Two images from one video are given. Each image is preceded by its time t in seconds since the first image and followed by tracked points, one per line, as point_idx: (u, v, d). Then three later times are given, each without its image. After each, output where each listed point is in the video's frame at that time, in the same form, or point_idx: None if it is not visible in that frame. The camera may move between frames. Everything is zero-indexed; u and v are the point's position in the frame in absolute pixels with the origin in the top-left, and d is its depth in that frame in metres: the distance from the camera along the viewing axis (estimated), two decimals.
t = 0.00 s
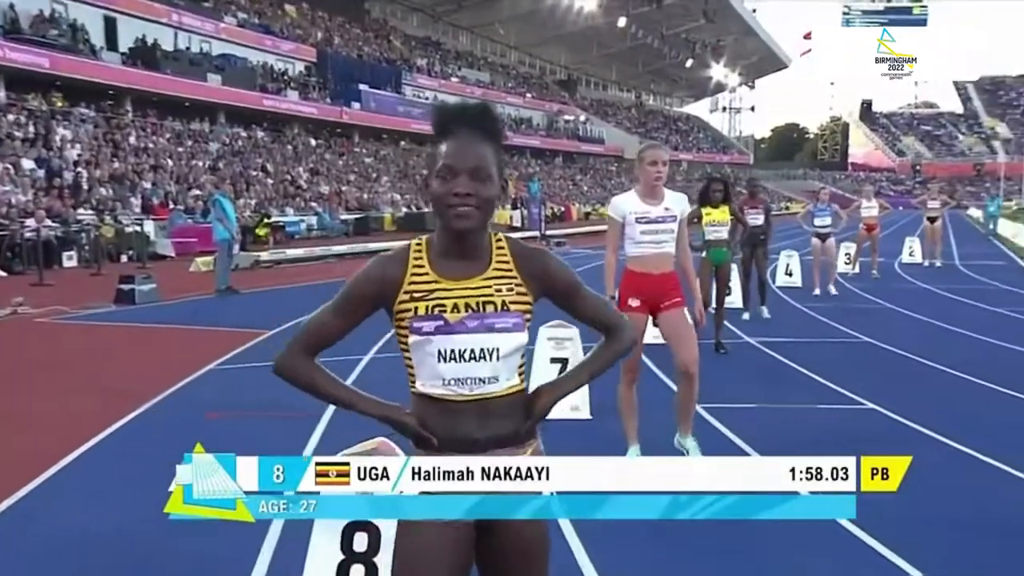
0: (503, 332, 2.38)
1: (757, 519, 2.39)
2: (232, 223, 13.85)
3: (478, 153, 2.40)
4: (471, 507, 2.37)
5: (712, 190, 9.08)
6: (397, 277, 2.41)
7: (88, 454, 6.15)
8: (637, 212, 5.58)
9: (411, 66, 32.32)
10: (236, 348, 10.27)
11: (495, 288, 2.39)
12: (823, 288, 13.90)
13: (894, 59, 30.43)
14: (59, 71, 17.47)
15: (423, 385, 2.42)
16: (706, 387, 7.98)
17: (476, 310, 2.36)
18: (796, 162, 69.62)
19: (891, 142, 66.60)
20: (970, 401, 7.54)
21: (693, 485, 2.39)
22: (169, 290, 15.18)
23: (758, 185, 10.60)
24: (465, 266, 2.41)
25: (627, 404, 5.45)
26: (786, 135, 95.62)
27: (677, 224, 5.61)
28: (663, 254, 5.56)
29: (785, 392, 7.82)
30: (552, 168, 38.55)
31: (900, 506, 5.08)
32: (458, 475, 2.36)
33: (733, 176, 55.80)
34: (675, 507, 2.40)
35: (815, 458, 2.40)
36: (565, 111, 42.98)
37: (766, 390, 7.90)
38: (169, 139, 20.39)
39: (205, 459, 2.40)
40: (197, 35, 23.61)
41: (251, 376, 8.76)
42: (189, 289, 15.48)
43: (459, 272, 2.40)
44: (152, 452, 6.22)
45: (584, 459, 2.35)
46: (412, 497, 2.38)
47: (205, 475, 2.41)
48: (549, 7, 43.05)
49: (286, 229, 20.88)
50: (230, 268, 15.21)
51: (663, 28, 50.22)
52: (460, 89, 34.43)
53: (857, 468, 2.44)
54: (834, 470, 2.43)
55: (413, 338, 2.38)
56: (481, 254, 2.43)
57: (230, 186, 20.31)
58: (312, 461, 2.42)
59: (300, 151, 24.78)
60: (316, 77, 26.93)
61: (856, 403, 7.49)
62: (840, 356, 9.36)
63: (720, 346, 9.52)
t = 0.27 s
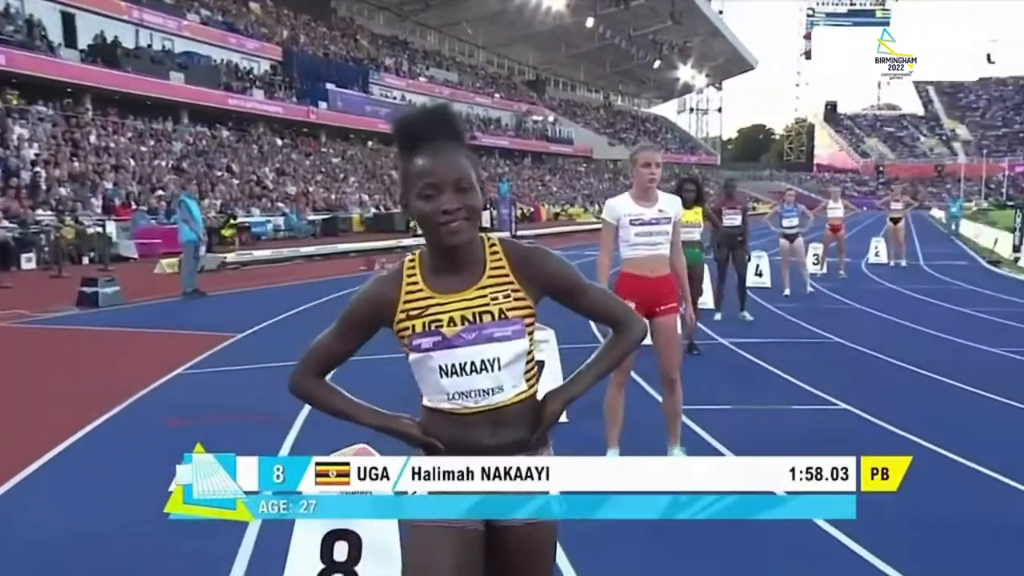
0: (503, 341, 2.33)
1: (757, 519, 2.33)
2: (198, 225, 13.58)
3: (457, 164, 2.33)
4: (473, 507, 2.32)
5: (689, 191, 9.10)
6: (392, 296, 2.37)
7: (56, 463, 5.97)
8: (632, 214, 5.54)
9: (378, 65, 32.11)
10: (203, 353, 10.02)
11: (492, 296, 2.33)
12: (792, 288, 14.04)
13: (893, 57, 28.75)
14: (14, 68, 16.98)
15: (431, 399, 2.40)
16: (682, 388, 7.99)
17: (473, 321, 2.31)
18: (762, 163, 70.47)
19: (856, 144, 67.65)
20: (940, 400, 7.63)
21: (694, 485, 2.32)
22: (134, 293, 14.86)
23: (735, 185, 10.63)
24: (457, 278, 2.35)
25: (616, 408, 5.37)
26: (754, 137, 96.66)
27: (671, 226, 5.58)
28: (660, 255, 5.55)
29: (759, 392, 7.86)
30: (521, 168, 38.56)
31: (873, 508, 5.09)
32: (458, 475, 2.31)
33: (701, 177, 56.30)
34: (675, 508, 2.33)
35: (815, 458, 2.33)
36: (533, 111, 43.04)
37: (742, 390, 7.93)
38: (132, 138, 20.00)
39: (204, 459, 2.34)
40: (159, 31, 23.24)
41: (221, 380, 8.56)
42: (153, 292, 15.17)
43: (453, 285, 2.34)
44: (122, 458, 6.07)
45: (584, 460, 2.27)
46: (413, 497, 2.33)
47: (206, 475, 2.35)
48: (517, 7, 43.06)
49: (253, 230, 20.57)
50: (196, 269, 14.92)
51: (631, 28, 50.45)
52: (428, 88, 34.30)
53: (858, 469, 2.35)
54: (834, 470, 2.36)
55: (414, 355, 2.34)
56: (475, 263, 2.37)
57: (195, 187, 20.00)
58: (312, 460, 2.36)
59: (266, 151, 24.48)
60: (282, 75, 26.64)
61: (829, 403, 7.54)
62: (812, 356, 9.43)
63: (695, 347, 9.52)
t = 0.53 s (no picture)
0: (492, 348, 2.26)
1: (757, 519, 2.27)
2: (187, 225, 13.44)
3: (428, 170, 2.27)
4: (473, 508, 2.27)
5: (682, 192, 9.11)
6: (383, 305, 2.32)
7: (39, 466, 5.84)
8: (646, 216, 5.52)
9: (366, 64, 32.02)
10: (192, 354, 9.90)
11: (479, 303, 2.26)
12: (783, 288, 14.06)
13: (894, 57, 28.63)
14: None
15: (425, 406, 2.35)
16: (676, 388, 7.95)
17: (461, 329, 2.24)
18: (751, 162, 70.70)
19: (844, 143, 67.97)
20: (932, 398, 7.64)
21: (693, 486, 2.26)
22: (123, 293, 14.80)
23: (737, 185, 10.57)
24: (441, 286, 2.28)
25: (621, 416, 5.33)
26: (742, 136, 96.99)
27: (686, 229, 5.51)
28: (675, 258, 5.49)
29: (752, 392, 7.84)
30: (511, 168, 38.56)
31: (869, 508, 5.05)
32: (459, 475, 2.25)
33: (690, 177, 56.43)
34: (674, 507, 2.27)
35: (814, 457, 2.29)
36: (522, 110, 43.03)
37: (735, 390, 7.90)
38: (118, 138, 19.86)
39: (205, 459, 2.26)
40: (145, 29, 23.10)
41: (211, 381, 8.45)
42: (141, 292, 15.02)
43: (440, 292, 2.28)
44: (110, 460, 5.97)
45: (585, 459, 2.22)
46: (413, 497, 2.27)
47: (205, 475, 2.27)
48: (506, 6, 43.01)
49: (241, 230, 20.42)
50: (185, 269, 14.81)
51: (620, 28, 50.52)
52: (416, 87, 34.25)
53: (856, 467, 2.30)
54: (834, 470, 2.31)
55: (403, 364, 2.29)
56: (460, 270, 2.29)
57: (183, 186, 19.86)
58: (312, 460, 2.28)
59: (253, 150, 24.34)
60: (269, 74, 26.55)
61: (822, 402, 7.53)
62: (804, 356, 9.42)
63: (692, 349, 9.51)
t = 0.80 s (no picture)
0: (463, 344, 2.19)
1: (757, 519, 2.19)
2: (194, 224, 13.39)
3: (412, 159, 2.19)
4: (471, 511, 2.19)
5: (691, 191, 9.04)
6: (357, 292, 2.28)
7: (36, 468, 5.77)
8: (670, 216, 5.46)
9: (373, 63, 32.02)
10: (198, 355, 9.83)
11: (453, 298, 2.19)
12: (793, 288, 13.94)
13: (893, 57, 28.80)
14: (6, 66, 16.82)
15: (387, 399, 2.28)
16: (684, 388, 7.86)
17: (432, 323, 2.18)
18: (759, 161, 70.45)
19: (853, 142, 67.65)
20: (943, 397, 7.53)
21: (693, 486, 2.18)
22: (131, 293, 14.81)
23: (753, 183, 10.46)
24: (416, 277, 2.22)
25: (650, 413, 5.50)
26: (751, 135, 96.66)
27: (710, 229, 5.43)
28: (698, 257, 5.41)
29: (761, 391, 7.75)
30: (518, 167, 38.52)
31: (875, 507, 4.95)
32: (459, 475, 2.18)
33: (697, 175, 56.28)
34: (674, 508, 2.19)
35: (814, 457, 2.20)
36: (529, 109, 43.00)
37: (744, 390, 7.82)
38: (125, 137, 19.89)
39: (205, 458, 2.19)
40: (152, 29, 23.14)
41: (216, 381, 8.40)
42: (149, 292, 15.00)
43: (415, 285, 2.21)
44: (114, 460, 5.92)
45: (586, 461, 2.14)
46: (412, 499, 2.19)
47: (206, 475, 2.20)
48: (513, 4, 42.96)
49: (248, 230, 20.43)
50: (192, 269, 14.77)
51: (627, 26, 50.39)
52: (423, 87, 34.25)
53: (856, 466, 2.23)
54: (834, 469, 2.23)
55: (369, 353, 2.23)
56: (440, 263, 2.23)
57: (189, 186, 19.87)
58: (313, 460, 2.21)
59: (260, 149, 24.36)
60: (276, 73, 26.59)
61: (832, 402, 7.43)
62: (813, 356, 9.31)
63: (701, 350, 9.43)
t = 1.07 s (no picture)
0: (462, 354, 2.11)
1: (758, 520, 2.11)
2: (221, 225, 13.44)
3: (434, 161, 2.13)
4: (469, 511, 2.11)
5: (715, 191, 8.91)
6: (356, 286, 2.17)
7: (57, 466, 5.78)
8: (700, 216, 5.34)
9: (398, 63, 32.10)
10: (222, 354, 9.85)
11: (458, 307, 2.11)
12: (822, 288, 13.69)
13: (896, 58, 28.32)
14: (39, 69, 17.07)
15: (372, 396, 2.20)
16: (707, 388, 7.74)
17: (434, 329, 2.10)
18: (787, 160, 69.69)
19: (883, 141, 66.65)
20: (972, 399, 7.34)
21: (693, 485, 2.11)
22: (160, 292, 14.94)
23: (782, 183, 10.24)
24: (424, 281, 2.14)
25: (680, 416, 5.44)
26: (778, 134, 95.64)
27: (742, 229, 5.30)
28: (729, 259, 5.28)
29: (785, 393, 7.60)
30: (543, 167, 38.42)
31: (874, 507, 4.82)
32: (459, 475, 2.11)
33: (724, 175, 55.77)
34: (676, 507, 2.12)
35: (814, 456, 2.13)
36: (554, 109, 42.88)
37: (768, 391, 7.67)
38: (154, 139, 20.12)
39: (206, 458, 2.14)
40: (180, 31, 23.38)
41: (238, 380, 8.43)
42: (176, 292, 15.13)
43: (420, 289, 2.13)
44: (134, 458, 5.94)
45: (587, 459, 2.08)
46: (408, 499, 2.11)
47: (206, 475, 2.15)
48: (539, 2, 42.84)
49: (274, 230, 20.56)
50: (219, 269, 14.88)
51: (653, 24, 50.03)
52: (448, 87, 34.28)
53: (855, 466, 2.18)
54: (834, 469, 2.15)
55: (367, 352, 2.14)
56: (448, 267, 2.15)
57: (216, 186, 20.04)
58: (313, 460, 2.14)
59: (286, 149, 24.51)
60: (302, 74, 26.76)
61: (859, 404, 7.25)
62: (840, 357, 9.13)
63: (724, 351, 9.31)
